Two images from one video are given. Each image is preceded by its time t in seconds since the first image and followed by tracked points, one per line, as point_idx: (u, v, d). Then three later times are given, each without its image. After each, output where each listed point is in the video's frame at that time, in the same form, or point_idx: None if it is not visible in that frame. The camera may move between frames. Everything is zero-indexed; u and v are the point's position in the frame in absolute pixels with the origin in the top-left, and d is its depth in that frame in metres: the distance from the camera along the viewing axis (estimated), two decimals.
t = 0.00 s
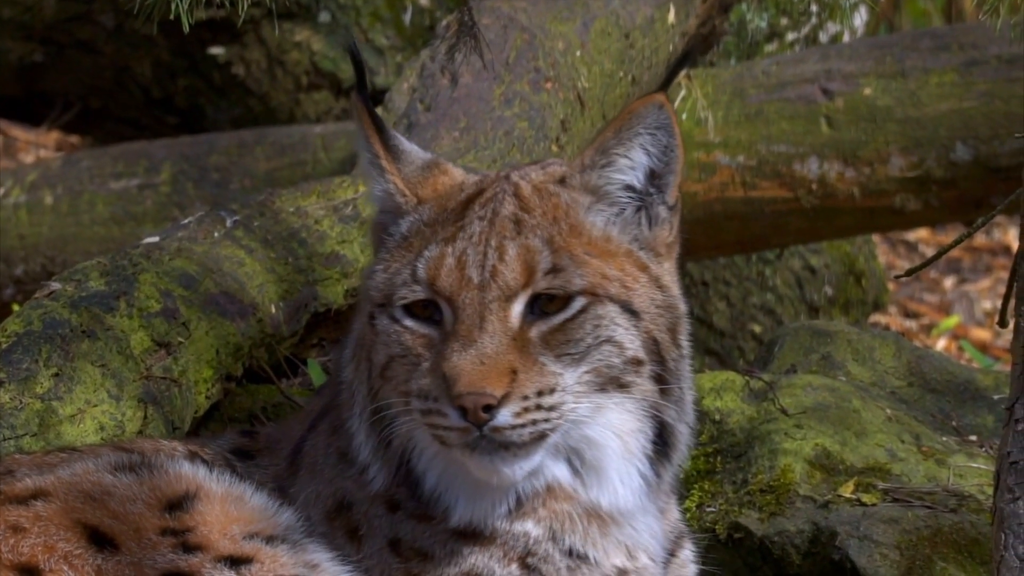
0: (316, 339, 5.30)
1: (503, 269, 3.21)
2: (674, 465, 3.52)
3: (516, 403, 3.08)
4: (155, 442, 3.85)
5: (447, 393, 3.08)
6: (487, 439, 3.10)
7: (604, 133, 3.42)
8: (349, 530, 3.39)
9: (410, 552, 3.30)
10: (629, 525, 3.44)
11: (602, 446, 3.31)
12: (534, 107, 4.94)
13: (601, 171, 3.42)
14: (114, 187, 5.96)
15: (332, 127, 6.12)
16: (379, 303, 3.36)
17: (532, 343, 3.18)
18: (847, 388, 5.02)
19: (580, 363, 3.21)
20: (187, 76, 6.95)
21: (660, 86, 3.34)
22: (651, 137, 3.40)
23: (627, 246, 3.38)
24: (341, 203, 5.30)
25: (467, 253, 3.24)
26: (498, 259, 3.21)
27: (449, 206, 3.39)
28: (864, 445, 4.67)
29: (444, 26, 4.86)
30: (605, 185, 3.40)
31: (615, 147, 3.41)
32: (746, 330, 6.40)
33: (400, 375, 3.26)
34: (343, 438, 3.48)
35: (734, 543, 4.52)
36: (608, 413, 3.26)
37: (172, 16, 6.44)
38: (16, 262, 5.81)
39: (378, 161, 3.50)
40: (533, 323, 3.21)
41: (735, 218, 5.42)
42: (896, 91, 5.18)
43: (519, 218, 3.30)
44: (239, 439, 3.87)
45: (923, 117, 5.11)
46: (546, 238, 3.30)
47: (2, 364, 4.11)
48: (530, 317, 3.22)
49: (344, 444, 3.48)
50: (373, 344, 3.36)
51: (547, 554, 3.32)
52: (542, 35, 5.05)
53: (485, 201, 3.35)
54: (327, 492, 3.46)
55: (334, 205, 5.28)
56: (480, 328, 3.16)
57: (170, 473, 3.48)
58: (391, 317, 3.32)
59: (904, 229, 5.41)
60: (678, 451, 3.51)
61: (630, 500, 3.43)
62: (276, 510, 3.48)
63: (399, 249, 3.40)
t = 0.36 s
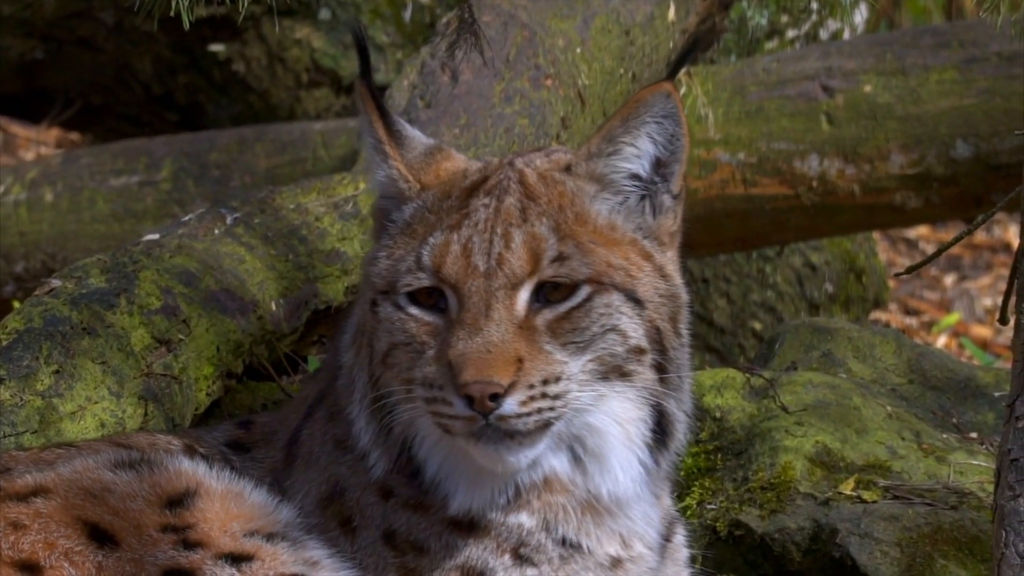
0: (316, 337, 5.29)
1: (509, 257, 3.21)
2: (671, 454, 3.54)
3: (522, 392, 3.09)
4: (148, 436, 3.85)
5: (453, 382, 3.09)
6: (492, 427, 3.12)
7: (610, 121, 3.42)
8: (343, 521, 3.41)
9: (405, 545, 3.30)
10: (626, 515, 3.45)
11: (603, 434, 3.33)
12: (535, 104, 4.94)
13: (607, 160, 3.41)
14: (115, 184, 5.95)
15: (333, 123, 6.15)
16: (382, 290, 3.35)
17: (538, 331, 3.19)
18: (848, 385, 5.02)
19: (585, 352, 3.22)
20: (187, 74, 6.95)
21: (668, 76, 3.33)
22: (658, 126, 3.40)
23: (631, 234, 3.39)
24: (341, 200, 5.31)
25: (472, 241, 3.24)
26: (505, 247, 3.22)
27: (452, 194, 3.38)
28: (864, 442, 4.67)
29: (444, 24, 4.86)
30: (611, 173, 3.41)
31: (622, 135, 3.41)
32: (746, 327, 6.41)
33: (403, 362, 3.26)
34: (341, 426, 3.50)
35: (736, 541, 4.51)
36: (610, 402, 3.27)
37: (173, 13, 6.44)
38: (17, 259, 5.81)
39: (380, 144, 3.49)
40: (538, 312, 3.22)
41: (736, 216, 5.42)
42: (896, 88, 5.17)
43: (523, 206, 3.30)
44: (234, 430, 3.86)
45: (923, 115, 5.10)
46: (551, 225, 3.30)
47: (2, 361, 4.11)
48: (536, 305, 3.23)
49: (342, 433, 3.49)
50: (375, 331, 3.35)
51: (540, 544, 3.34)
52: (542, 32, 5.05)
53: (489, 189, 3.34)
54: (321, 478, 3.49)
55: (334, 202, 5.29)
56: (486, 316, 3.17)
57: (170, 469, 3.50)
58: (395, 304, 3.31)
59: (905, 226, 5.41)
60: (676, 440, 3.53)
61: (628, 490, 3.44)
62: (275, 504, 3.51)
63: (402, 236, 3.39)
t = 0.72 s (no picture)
0: (318, 334, 5.25)
1: (505, 262, 3.22)
2: (668, 451, 3.57)
3: (521, 397, 3.12)
4: (143, 433, 3.86)
5: (451, 389, 3.10)
6: (491, 432, 3.14)
7: (605, 123, 3.45)
8: (338, 521, 3.45)
9: (402, 548, 3.35)
10: (623, 512, 3.49)
11: (599, 434, 3.36)
12: (537, 102, 4.94)
13: (602, 162, 3.43)
14: (117, 182, 5.95)
15: (335, 120, 6.07)
16: (377, 296, 3.34)
17: (535, 335, 3.20)
18: (850, 382, 5.02)
19: (581, 353, 3.24)
20: (190, 72, 6.95)
21: (661, 76, 3.37)
22: (652, 126, 3.45)
23: (626, 235, 3.42)
24: (344, 197, 5.30)
25: (466, 246, 3.23)
26: (499, 252, 3.22)
27: (444, 197, 3.37)
28: (867, 440, 4.67)
29: (447, 21, 4.86)
30: (606, 174, 3.43)
31: (616, 136, 3.44)
32: (749, 324, 6.41)
33: (400, 367, 3.27)
34: (336, 426, 3.52)
35: (738, 538, 4.51)
36: (606, 401, 3.31)
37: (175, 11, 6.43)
38: (19, 256, 5.84)
39: (369, 151, 3.50)
40: (534, 315, 3.23)
41: (738, 214, 5.42)
42: (899, 86, 5.17)
43: (518, 209, 3.30)
44: (229, 427, 3.87)
45: (925, 112, 5.10)
46: (546, 228, 3.31)
47: (5, 358, 4.11)
48: (532, 308, 3.24)
49: (336, 433, 3.52)
50: (370, 336, 3.35)
51: (534, 542, 3.38)
52: (544, 30, 5.05)
53: (482, 192, 3.33)
54: (312, 478, 3.52)
55: (337, 200, 5.27)
56: (483, 321, 3.17)
57: (172, 463, 3.52)
58: (390, 310, 3.30)
59: (907, 224, 5.41)
60: (672, 437, 3.56)
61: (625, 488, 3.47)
62: (277, 499, 3.55)
63: (396, 242, 3.38)
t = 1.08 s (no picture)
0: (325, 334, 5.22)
1: (507, 267, 3.22)
2: (667, 445, 3.61)
3: (530, 399, 3.13)
4: (139, 432, 3.86)
5: (459, 396, 3.11)
6: (501, 436, 3.15)
7: (604, 124, 3.45)
8: (341, 522, 3.48)
9: (405, 548, 3.38)
10: (623, 506, 3.52)
11: (600, 431, 3.39)
12: (545, 100, 4.94)
13: (603, 163, 3.43)
14: (125, 180, 5.95)
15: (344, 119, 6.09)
16: (377, 303, 3.34)
17: (540, 337, 3.21)
18: (858, 381, 5.02)
19: (585, 352, 3.26)
20: (198, 70, 6.95)
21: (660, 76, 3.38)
22: (651, 125, 3.46)
23: (627, 235, 3.43)
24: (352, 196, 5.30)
25: (465, 251, 3.23)
26: (501, 257, 3.22)
27: (439, 202, 3.36)
28: (875, 439, 4.67)
29: (455, 20, 4.85)
30: (608, 175, 3.43)
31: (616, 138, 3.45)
32: (757, 323, 6.40)
33: (402, 372, 3.29)
34: (335, 427, 3.53)
35: (747, 537, 4.51)
36: (607, 398, 3.34)
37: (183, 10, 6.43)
38: (27, 255, 5.87)
39: (359, 158, 3.47)
40: (538, 317, 3.24)
41: (747, 213, 5.41)
42: (907, 84, 5.17)
43: (516, 212, 3.30)
44: (230, 427, 3.88)
45: (933, 111, 5.10)
46: (545, 230, 3.31)
47: (13, 357, 4.12)
48: (535, 311, 3.24)
49: (335, 435, 3.53)
50: (371, 342, 3.35)
51: (536, 537, 3.41)
52: (553, 29, 5.05)
53: (477, 195, 3.34)
54: (314, 480, 3.54)
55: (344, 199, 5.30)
56: (487, 326, 3.18)
57: (181, 455, 3.57)
58: (392, 317, 3.30)
59: (914, 222, 5.41)
60: (670, 432, 3.60)
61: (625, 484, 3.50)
62: (286, 491, 3.56)
63: (393, 248, 3.37)
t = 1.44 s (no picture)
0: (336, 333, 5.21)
1: (524, 257, 3.23)
2: (673, 434, 3.63)
3: (548, 388, 3.12)
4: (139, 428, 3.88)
5: (478, 386, 3.11)
6: (518, 425, 3.15)
7: (620, 117, 3.45)
8: (351, 514, 3.51)
9: (412, 540, 3.41)
10: (630, 496, 3.55)
11: (609, 421, 3.42)
12: (557, 99, 4.93)
13: (620, 155, 3.44)
14: (137, 179, 5.96)
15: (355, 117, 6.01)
16: (390, 295, 3.33)
17: (557, 326, 3.22)
18: (870, 379, 5.02)
19: (601, 342, 3.27)
20: (210, 69, 6.95)
21: (678, 68, 3.39)
22: (667, 117, 3.47)
23: (640, 225, 3.44)
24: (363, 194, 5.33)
25: (481, 243, 3.23)
26: (518, 247, 3.23)
27: (449, 194, 3.36)
28: (887, 437, 4.67)
29: (466, 18, 4.85)
30: (625, 167, 3.44)
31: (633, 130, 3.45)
32: (769, 322, 6.39)
33: (415, 364, 3.28)
34: (341, 420, 3.55)
35: (759, 535, 4.52)
36: (617, 388, 3.36)
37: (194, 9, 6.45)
38: (39, 253, 5.86)
39: (367, 150, 3.45)
40: (554, 307, 3.24)
41: (759, 211, 5.42)
42: (919, 83, 5.17)
43: (530, 204, 3.31)
44: (237, 423, 3.93)
45: (945, 109, 5.09)
46: (560, 220, 3.32)
47: (25, 357, 4.10)
48: (552, 301, 3.25)
49: (343, 428, 3.54)
50: (383, 335, 3.35)
51: (543, 527, 3.44)
52: (564, 27, 5.05)
53: (489, 186, 3.34)
54: (323, 472, 3.58)
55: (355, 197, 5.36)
56: (505, 316, 3.18)
57: (194, 446, 3.63)
58: (406, 309, 3.29)
59: (926, 220, 5.41)
60: (676, 422, 3.63)
61: (633, 473, 3.53)
62: (300, 484, 3.60)
63: (405, 241, 3.36)
